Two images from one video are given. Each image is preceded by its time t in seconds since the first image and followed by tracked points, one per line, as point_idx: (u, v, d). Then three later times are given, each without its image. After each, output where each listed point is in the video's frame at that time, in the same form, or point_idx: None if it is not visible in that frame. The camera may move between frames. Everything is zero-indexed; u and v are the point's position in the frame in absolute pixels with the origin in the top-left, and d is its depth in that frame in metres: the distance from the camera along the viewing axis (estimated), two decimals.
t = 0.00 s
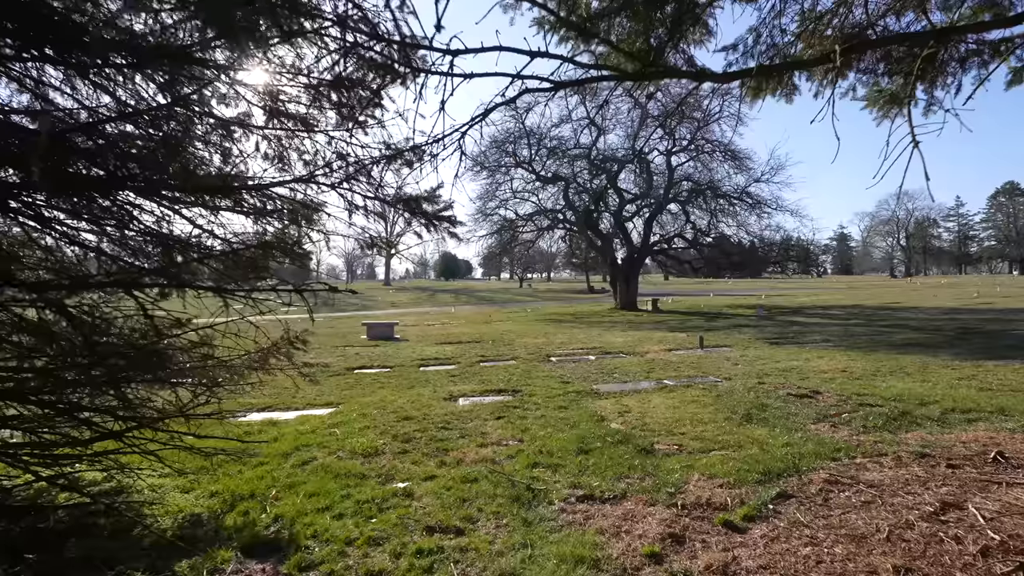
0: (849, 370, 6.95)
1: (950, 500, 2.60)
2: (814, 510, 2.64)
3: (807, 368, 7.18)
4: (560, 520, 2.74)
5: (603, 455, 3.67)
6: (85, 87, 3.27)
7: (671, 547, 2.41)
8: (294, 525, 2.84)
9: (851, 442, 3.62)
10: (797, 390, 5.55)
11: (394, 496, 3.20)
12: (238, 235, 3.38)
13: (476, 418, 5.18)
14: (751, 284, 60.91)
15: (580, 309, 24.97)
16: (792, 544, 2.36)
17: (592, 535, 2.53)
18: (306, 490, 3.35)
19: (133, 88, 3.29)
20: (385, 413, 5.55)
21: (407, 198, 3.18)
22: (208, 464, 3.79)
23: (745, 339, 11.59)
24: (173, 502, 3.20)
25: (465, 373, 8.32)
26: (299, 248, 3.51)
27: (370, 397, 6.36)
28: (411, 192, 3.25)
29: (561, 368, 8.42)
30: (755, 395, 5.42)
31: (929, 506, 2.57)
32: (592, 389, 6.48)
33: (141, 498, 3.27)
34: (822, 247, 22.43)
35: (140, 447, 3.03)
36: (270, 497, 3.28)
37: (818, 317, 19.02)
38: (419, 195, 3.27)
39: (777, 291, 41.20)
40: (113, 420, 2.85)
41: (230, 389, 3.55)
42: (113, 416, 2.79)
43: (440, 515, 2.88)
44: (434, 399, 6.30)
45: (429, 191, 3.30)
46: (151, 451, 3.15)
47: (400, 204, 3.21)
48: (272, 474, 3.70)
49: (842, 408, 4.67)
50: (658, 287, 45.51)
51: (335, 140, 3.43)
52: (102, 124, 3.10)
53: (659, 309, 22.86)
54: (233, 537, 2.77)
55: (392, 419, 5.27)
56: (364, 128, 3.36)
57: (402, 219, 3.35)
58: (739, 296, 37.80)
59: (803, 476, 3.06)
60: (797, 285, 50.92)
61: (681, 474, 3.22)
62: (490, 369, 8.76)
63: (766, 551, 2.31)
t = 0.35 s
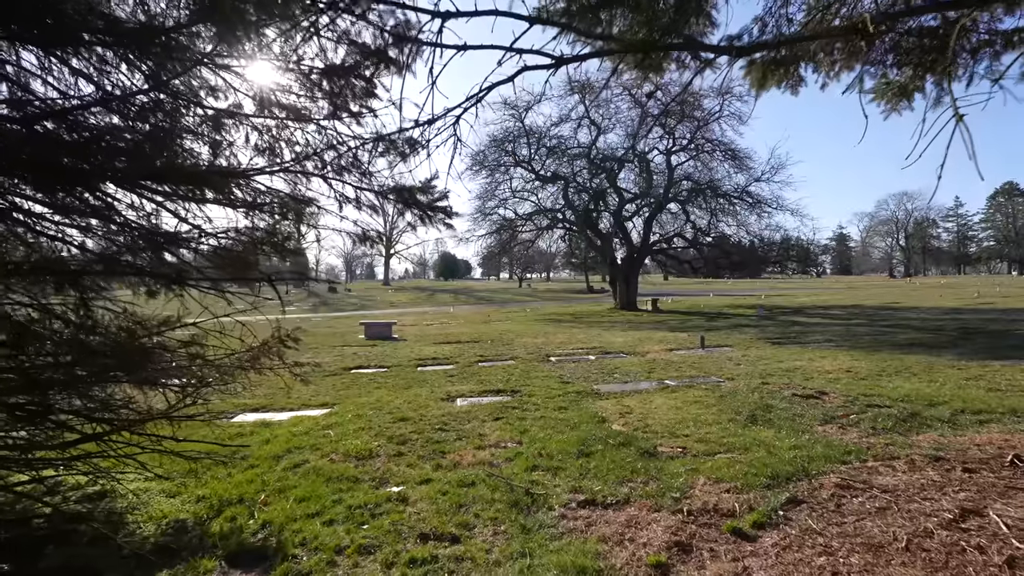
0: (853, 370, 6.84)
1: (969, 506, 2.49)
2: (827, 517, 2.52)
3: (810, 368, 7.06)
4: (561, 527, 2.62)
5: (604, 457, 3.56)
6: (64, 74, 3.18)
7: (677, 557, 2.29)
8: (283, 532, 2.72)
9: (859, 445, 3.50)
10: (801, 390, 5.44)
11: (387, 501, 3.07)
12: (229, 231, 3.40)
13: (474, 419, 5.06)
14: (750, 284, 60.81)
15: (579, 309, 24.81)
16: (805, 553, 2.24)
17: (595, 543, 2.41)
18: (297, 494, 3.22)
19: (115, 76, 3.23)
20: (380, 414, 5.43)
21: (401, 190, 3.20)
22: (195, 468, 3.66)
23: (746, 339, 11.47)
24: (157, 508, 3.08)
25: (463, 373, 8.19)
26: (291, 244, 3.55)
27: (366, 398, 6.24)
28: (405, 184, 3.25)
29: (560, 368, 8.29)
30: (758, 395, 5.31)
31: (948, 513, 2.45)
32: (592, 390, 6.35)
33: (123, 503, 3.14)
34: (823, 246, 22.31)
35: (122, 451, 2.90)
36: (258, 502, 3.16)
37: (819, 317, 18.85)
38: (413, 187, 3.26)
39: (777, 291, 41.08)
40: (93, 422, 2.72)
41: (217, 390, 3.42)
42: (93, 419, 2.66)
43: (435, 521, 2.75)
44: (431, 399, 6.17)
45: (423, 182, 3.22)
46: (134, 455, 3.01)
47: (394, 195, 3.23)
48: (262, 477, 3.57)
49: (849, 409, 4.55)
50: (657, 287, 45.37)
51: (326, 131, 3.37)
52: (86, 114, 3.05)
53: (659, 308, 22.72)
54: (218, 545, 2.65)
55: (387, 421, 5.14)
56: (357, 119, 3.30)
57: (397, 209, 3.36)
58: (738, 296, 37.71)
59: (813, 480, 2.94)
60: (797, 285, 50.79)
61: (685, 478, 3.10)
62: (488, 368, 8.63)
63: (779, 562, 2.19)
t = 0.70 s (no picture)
0: (862, 369, 6.68)
1: (1002, 514, 2.33)
2: (850, 525, 2.37)
3: (817, 368, 6.90)
4: (566, 535, 2.47)
5: (609, 461, 3.40)
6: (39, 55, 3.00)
7: (691, 568, 2.14)
8: (270, 541, 2.56)
9: (877, 448, 3.35)
10: (810, 390, 5.28)
11: (382, 507, 2.92)
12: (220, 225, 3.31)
13: (474, 420, 4.90)
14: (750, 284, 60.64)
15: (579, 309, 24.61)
16: (830, 565, 2.08)
17: (603, 553, 2.25)
18: (287, 500, 3.07)
19: (97, 60, 3.10)
20: (377, 414, 5.27)
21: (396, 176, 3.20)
22: (183, 471, 3.50)
23: (749, 339, 11.30)
24: (140, 515, 2.92)
25: (463, 373, 8.02)
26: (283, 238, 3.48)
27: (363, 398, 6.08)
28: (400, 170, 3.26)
29: (561, 368, 8.13)
30: (766, 395, 5.15)
31: (980, 522, 2.29)
32: (594, 390, 6.19)
33: (104, 509, 2.98)
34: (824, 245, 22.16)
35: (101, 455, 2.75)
36: (246, 508, 3.00)
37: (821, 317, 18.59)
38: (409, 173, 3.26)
39: (778, 291, 40.82)
40: (68, 425, 2.55)
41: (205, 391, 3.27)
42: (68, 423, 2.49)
43: (433, 529, 2.60)
44: (429, 399, 6.01)
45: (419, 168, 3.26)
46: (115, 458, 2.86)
47: (388, 182, 3.24)
48: (252, 481, 3.41)
49: (862, 409, 4.40)
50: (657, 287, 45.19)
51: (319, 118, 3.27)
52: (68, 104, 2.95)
53: (659, 307, 22.56)
54: (202, 554, 2.50)
55: (384, 422, 4.98)
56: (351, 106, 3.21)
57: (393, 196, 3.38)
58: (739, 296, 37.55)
59: (831, 485, 2.79)
60: (797, 285, 50.62)
61: (696, 483, 2.95)
62: (488, 368, 8.47)
63: None
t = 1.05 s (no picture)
0: (869, 368, 6.53)
1: None
2: (875, 530, 2.23)
3: (823, 366, 6.75)
4: (572, 540, 2.32)
5: (615, 461, 3.26)
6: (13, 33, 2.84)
7: None
8: (258, 547, 2.42)
9: (895, 448, 3.20)
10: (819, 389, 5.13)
11: (377, 510, 2.77)
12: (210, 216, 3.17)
13: (473, 419, 4.75)
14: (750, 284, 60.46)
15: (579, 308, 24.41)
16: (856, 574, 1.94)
17: (612, 560, 2.11)
18: (277, 502, 2.92)
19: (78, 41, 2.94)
20: (374, 413, 5.12)
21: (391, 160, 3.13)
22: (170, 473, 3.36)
23: (752, 338, 11.14)
24: (123, 518, 2.78)
25: (462, 371, 7.87)
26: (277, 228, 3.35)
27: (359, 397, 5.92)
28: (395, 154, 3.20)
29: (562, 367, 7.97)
30: (775, 394, 5.00)
31: (1014, 527, 2.15)
32: (597, 388, 6.04)
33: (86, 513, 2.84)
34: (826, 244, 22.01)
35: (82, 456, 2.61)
36: (235, 511, 2.85)
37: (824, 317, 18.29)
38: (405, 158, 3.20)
39: (778, 290, 40.64)
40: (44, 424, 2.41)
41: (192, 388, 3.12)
42: (44, 421, 2.35)
43: (432, 534, 2.46)
44: (427, 398, 5.86)
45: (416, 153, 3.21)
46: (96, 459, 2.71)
47: (383, 165, 3.19)
48: (241, 482, 3.26)
49: (875, 408, 4.25)
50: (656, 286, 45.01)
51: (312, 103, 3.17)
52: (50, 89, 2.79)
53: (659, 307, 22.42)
54: (186, 561, 2.35)
55: (381, 421, 4.82)
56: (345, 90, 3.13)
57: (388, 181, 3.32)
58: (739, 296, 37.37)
59: (851, 487, 2.64)
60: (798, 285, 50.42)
61: (707, 485, 2.80)
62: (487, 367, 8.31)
63: None
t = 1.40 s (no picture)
0: (876, 365, 6.41)
1: None
2: (894, 530, 2.12)
3: (829, 364, 6.63)
4: (576, 541, 2.22)
5: (619, 459, 3.15)
6: None
7: None
8: (246, 549, 2.31)
9: (910, 445, 3.09)
10: (826, 386, 5.02)
11: (372, 510, 2.67)
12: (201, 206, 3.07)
13: (473, 417, 4.64)
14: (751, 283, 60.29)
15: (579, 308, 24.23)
16: None
17: (618, 562, 2.01)
18: (268, 502, 2.81)
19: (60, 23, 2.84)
20: (371, 412, 5.01)
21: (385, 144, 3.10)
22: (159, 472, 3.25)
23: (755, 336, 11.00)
24: (107, 519, 2.67)
25: (461, 370, 7.77)
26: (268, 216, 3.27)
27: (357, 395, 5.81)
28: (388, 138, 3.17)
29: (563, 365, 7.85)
30: (781, 391, 4.89)
31: None
32: (599, 386, 5.92)
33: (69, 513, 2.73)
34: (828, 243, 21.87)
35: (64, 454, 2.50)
36: (224, 511, 2.74)
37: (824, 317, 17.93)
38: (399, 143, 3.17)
39: (779, 290, 40.48)
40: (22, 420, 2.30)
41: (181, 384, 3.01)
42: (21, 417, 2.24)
43: (428, 535, 2.35)
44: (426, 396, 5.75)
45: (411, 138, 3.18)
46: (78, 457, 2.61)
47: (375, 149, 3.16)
48: (232, 482, 3.15)
49: (885, 406, 4.14)
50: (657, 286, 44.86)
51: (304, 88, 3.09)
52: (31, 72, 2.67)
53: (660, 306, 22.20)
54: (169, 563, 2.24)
55: (378, 419, 4.72)
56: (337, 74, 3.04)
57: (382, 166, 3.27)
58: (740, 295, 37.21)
59: (866, 486, 2.53)
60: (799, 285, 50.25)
61: (716, 483, 2.69)
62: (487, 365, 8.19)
63: None
